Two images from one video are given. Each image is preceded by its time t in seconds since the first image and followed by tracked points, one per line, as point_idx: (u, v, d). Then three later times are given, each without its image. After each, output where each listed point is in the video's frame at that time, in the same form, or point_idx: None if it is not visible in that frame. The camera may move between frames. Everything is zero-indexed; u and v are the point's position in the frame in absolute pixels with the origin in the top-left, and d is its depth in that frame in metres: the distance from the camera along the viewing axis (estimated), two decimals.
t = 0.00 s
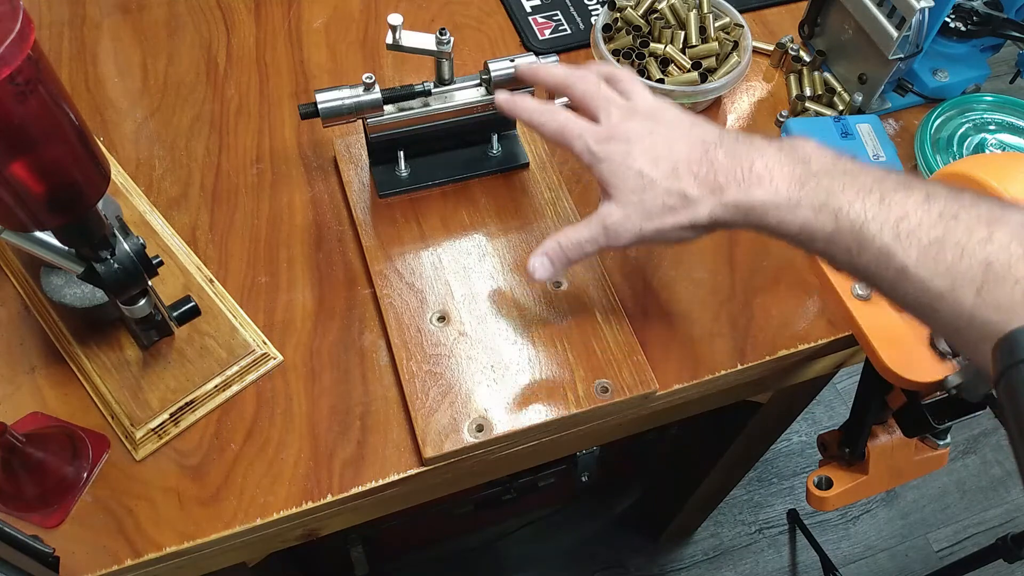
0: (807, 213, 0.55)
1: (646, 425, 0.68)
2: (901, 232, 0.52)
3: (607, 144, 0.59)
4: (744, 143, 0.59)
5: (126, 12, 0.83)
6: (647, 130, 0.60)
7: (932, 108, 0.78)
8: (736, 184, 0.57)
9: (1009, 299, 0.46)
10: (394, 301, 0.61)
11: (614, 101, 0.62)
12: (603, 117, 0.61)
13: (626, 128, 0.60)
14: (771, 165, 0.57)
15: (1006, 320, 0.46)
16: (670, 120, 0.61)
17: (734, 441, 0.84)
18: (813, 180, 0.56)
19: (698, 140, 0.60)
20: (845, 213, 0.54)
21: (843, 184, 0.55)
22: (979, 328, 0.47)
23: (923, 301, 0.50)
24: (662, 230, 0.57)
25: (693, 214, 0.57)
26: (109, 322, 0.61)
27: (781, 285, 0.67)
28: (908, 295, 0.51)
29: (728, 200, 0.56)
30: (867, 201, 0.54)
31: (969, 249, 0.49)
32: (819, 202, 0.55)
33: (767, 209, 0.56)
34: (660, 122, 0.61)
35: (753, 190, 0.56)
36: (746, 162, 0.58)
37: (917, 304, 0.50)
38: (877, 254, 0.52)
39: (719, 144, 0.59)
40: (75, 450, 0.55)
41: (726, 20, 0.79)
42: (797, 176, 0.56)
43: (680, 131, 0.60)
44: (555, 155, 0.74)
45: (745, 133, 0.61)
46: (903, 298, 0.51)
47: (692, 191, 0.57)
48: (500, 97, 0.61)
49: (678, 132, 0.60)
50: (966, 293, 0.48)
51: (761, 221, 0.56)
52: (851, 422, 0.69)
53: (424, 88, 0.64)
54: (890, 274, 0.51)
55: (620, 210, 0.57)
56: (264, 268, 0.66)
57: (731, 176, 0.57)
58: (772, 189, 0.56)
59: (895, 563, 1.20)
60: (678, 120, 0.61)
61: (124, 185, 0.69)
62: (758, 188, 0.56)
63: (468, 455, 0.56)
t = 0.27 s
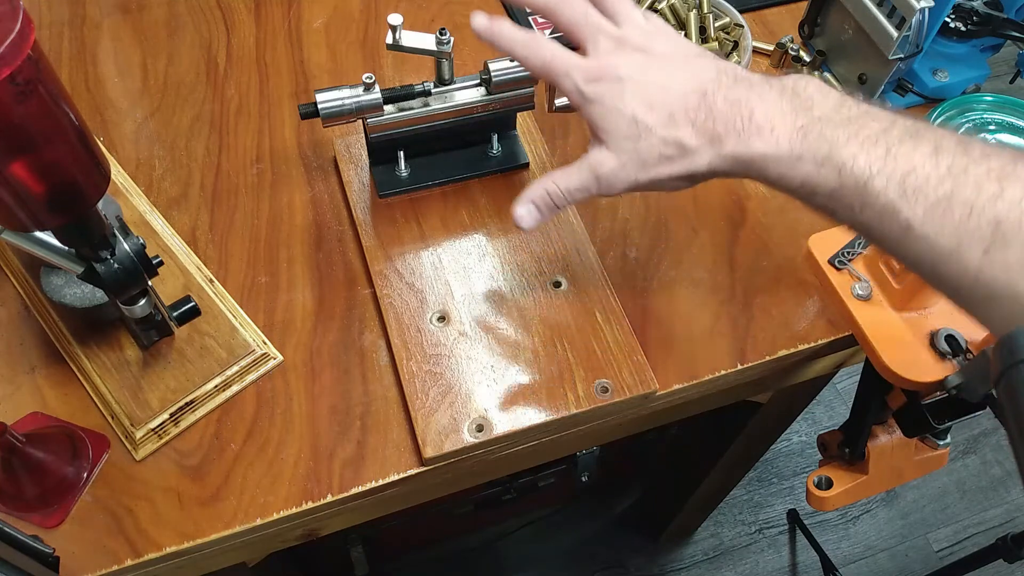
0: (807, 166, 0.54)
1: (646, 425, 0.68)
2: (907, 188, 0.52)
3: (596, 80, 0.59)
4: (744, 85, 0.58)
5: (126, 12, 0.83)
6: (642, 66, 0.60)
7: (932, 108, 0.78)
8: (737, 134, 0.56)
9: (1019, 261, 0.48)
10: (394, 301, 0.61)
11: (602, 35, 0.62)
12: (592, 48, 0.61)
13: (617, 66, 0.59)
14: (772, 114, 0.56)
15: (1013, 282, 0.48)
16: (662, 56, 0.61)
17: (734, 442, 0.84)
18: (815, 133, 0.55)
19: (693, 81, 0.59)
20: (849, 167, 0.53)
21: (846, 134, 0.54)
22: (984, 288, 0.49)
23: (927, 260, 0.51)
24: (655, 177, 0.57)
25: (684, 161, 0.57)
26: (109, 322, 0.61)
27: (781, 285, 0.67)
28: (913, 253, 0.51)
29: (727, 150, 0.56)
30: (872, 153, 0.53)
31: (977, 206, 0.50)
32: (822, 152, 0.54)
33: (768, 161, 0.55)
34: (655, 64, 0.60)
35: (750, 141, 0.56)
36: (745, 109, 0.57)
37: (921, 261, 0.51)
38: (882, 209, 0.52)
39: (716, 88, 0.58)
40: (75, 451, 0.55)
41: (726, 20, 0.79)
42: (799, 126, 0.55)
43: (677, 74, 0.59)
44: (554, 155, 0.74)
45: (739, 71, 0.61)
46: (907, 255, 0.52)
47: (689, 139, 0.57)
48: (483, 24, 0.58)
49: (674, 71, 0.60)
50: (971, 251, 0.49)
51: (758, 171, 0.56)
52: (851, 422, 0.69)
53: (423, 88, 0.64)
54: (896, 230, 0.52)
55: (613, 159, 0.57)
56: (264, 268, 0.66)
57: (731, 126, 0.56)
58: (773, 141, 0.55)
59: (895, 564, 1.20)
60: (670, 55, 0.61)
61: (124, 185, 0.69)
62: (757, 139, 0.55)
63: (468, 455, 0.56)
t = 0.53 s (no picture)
0: (761, 277, 0.55)
1: (646, 425, 0.67)
2: (849, 289, 0.52)
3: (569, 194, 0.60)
4: (698, 198, 0.60)
5: (126, 12, 0.83)
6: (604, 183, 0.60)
7: (932, 108, 0.78)
8: (691, 244, 0.57)
9: (956, 350, 0.46)
10: (394, 301, 0.61)
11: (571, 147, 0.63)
12: (559, 166, 0.62)
13: (584, 183, 0.60)
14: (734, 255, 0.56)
15: (955, 369, 0.46)
16: (626, 174, 0.61)
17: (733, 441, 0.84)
18: (765, 239, 0.56)
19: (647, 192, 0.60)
20: (795, 277, 0.54)
21: (793, 247, 0.55)
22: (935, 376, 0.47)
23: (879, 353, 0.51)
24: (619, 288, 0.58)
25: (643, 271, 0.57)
26: (108, 322, 0.61)
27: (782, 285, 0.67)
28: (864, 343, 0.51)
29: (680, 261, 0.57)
30: (815, 260, 0.54)
31: (915, 302, 0.49)
32: (769, 261, 0.55)
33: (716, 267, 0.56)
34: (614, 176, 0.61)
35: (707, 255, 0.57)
36: (699, 226, 0.58)
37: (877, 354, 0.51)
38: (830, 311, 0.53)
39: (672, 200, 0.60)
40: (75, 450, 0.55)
41: (727, 20, 0.79)
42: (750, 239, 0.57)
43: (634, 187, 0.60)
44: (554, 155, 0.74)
45: (693, 184, 0.62)
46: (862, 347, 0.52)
47: (649, 253, 0.57)
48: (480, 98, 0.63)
49: (632, 186, 0.60)
50: (915, 342, 0.49)
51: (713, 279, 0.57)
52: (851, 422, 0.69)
53: (423, 88, 0.64)
54: (843, 328, 0.52)
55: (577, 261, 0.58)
56: (264, 268, 0.66)
57: (686, 240, 0.57)
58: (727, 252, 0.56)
59: (894, 563, 1.20)
60: (631, 166, 0.62)
61: (124, 185, 0.69)
62: (710, 249, 0.57)
63: (468, 455, 0.56)
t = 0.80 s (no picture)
0: (739, 275, 0.56)
1: (646, 425, 0.68)
2: (825, 287, 0.53)
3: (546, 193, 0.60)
4: (675, 199, 0.61)
5: (126, 12, 0.83)
6: (580, 183, 0.60)
7: (932, 108, 0.78)
8: (668, 245, 0.58)
9: (931, 345, 0.48)
10: (394, 301, 0.61)
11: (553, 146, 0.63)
12: (538, 166, 0.62)
13: (561, 183, 0.60)
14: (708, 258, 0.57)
15: (930, 363, 0.48)
16: (603, 174, 0.61)
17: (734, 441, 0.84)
18: (742, 238, 0.57)
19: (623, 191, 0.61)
20: (772, 275, 0.55)
21: (768, 246, 0.57)
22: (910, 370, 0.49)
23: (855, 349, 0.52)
24: (596, 287, 0.58)
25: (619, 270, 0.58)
26: (108, 323, 0.61)
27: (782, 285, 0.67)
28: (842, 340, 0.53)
29: (656, 261, 0.58)
30: (790, 259, 0.55)
31: (889, 299, 0.51)
32: (745, 259, 0.56)
33: (691, 267, 0.57)
34: (591, 176, 0.61)
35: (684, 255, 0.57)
36: (675, 226, 0.59)
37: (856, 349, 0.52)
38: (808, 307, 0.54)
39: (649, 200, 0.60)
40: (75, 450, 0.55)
41: (727, 20, 0.79)
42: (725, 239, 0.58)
43: (611, 188, 0.61)
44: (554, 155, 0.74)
45: (670, 183, 0.63)
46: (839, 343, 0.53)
47: (627, 253, 0.58)
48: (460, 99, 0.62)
49: (610, 187, 0.61)
50: (890, 338, 0.50)
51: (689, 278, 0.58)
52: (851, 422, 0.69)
53: (423, 88, 0.64)
54: (820, 326, 0.54)
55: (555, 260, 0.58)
56: (263, 268, 0.66)
57: (663, 240, 0.58)
58: (701, 252, 0.57)
59: (895, 564, 1.20)
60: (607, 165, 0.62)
61: (124, 185, 0.69)
62: (684, 250, 0.58)
63: (468, 455, 0.56)
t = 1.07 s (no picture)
0: (759, 239, 0.52)
1: (646, 425, 0.67)
2: (851, 249, 0.49)
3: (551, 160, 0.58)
4: (688, 162, 0.56)
5: (126, 12, 0.83)
6: (584, 150, 0.58)
7: (932, 108, 0.78)
8: (681, 207, 0.54)
9: (963, 309, 0.44)
10: (394, 301, 0.61)
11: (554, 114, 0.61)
12: (542, 134, 0.60)
13: (567, 150, 0.58)
14: (725, 222, 0.53)
15: (963, 328, 0.44)
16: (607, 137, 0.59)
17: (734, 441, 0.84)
18: (761, 201, 0.53)
19: (630, 154, 0.58)
20: (792, 238, 0.51)
21: (791, 209, 0.52)
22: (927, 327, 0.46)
23: (883, 311, 0.48)
24: (613, 251, 0.54)
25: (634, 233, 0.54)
26: (108, 323, 0.61)
27: (782, 285, 0.67)
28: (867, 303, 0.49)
29: (673, 225, 0.54)
30: (813, 220, 0.51)
31: (917, 262, 0.47)
32: (767, 222, 0.52)
33: (706, 234, 0.53)
34: (597, 146, 0.58)
35: (700, 215, 0.53)
36: (690, 190, 0.54)
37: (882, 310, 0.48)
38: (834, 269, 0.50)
39: (658, 167, 0.56)
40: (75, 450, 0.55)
41: (727, 20, 0.79)
42: (744, 200, 0.53)
43: (616, 156, 0.57)
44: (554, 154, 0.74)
45: (680, 149, 0.58)
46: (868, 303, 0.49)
47: (641, 219, 0.54)
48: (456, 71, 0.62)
49: (618, 152, 0.58)
50: (919, 302, 0.46)
51: (706, 242, 0.54)
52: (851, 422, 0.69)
53: (423, 88, 0.64)
54: (842, 288, 0.50)
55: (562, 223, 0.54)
56: (264, 268, 0.66)
57: (677, 205, 0.54)
58: (719, 214, 0.53)
59: (895, 564, 1.20)
60: (613, 128, 0.59)
61: (125, 185, 0.69)
62: (702, 213, 0.53)
63: (468, 455, 0.56)
